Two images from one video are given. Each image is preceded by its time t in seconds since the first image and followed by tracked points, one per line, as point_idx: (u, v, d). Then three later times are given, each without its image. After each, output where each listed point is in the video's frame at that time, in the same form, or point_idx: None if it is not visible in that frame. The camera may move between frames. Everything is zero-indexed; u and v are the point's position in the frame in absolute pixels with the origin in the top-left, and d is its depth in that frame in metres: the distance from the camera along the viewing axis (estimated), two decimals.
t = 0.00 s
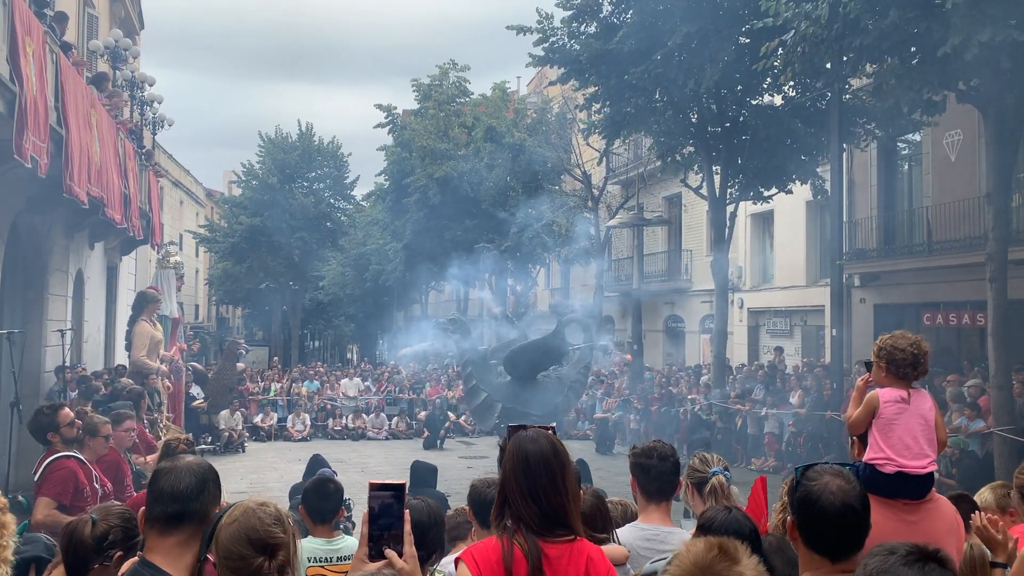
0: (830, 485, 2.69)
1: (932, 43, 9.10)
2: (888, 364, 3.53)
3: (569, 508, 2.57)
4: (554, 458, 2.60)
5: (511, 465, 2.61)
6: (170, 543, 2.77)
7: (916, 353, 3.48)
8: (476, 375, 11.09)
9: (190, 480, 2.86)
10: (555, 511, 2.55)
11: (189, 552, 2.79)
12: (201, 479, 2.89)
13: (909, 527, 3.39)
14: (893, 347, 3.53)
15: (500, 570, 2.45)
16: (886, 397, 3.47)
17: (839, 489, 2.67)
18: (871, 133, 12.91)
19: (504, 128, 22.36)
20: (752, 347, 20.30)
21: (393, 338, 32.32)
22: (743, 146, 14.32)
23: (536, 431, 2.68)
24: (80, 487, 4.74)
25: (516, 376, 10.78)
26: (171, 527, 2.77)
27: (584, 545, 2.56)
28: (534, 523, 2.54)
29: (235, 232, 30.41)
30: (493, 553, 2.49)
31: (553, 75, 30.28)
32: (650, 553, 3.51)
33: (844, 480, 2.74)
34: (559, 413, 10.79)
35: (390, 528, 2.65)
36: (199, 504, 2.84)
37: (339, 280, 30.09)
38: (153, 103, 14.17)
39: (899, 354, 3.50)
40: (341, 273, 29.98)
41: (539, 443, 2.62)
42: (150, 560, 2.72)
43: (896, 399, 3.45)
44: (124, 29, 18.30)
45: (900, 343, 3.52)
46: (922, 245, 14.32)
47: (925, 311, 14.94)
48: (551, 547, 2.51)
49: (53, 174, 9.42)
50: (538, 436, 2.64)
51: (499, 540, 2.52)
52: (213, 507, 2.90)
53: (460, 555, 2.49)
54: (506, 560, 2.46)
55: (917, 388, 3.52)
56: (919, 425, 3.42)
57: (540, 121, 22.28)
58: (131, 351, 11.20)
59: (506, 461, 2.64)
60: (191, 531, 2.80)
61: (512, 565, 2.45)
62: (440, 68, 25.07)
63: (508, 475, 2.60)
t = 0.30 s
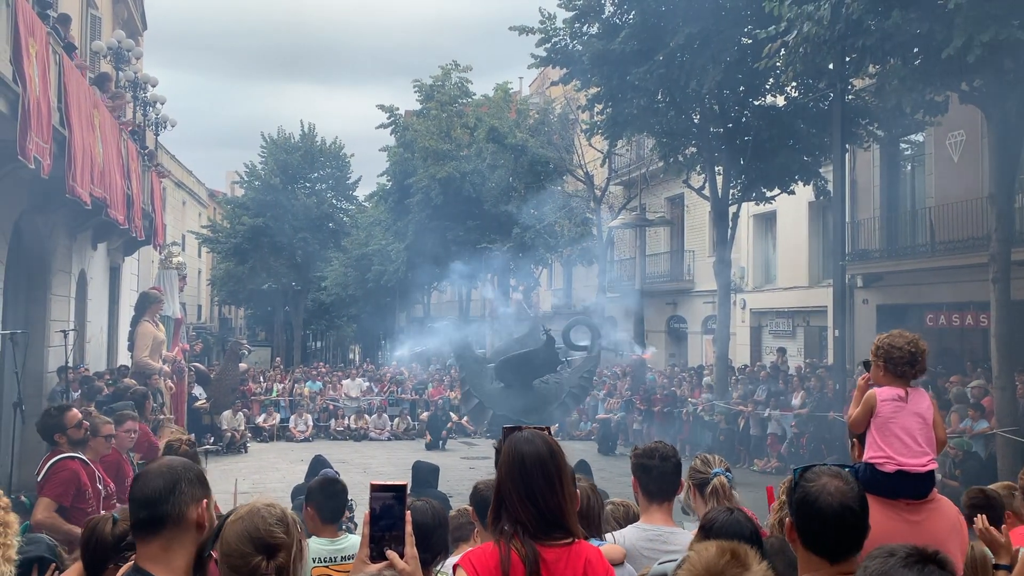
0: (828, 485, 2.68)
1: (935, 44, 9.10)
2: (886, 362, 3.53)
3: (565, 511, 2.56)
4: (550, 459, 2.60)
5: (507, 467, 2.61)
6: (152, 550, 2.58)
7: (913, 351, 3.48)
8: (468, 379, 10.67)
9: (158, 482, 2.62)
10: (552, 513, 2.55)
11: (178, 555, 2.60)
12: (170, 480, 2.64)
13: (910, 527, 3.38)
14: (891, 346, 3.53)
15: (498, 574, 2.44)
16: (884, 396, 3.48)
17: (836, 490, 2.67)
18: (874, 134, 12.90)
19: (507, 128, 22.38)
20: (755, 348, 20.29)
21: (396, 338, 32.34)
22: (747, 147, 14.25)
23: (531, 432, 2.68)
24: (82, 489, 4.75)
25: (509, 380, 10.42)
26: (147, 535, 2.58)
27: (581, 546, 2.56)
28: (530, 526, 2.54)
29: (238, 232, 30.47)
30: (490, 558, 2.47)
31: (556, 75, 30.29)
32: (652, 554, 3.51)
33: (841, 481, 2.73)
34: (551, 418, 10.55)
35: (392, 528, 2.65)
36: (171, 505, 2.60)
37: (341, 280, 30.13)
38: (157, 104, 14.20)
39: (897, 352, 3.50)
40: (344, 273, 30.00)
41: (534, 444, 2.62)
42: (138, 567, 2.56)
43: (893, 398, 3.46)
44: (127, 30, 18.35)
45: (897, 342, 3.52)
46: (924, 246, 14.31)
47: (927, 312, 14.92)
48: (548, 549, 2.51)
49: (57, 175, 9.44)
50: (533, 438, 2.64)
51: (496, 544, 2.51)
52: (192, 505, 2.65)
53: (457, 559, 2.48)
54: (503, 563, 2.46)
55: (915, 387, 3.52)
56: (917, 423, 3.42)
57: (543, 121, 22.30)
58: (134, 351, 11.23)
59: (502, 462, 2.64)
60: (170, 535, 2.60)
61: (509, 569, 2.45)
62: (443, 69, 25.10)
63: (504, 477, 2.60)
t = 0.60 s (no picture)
0: (828, 485, 2.68)
1: (936, 43, 9.10)
2: (883, 360, 3.53)
3: (564, 511, 2.56)
4: (549, 460, 2.60)
5: (506, 468, 2.60)
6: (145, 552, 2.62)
7: (910, 349, 3.47)
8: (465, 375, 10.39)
9: (146, 488, 2.64)
10: (551, 513, 2.55)
11: (171, 558, 2.63)
12: (158, 485, 2.65)
13: (909, 525, 3.38)
14: (887, 344, 3.53)
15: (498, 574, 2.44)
16: (880, 393, 3.48)
17: (837, 490, 2.66)
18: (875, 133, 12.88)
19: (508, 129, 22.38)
20: (756, 348, 20.28)
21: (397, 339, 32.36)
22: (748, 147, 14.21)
23: (531, 433, 2.68)
24: (82, 490, 4.75)
25: (507, 376, 10.16)
26: (139, 539, 2.62)
27: (580, 545, 2.56)
28: (529, 526, 2.54)
29: (240, 233, 30.48)
30: (489, 558, 2.47)
31: (556, 76, 30.29)
32: (651, 553, 3.51)
33: (842, 480, 2.73)
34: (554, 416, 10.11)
35: (392, 529, 2.65)
36: (158, 512, 2.62)
37: (342, 281, 30.12)
38: (158, 105, 14.21)
39: (893, 350, 3.49)
40: (345, 274, 30.01)
41: (534, 445, 2.62)
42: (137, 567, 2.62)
43: (890, 395, 3.46)
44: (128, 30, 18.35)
45: (894, 339, 3.51)
46: (926, 246, 14.30)
47: (929, 311, 14.90)
48: (548, 549, 2.51)
49: (58, 176, 9.45)
50: (532, 438, 2.64)
51: (495, 544, 2.51)
52: (180, 510, 2.65)
53: (456, 559, 2.48)
54: (502, 563, 2.45)
55: (913, 384, 3.51)
56: (914, 421, 3.41)
57: (544, 121, 22.31)
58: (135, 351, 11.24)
59: (501, 463, 2.63)
60: (161, 540, 2.62)
61: (509, 568, 2.45)
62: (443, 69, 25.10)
63: (503, 478, 2.60)
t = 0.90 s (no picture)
0: (831, 484, 2.68)
1: (936, 42, 9.09)
2: (882, 360, 3.53)
3: (569, 512, 2.56)
4: (555, 461, 2.60)
5: (512, 468, 2.60)
6: (151, 554, 2.62)
7: (909, 348, 3.47)
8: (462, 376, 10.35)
9: (154, 490, 2.63)
10: (556, 514, 2.55)
11: (177, 560, 2.63)
12: (166, 487, 2.65)
13: (909, 525, 3.39)
14: (887, 344, 3.52)
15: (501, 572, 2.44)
16: (879, 393, 3.50)
17: (840, 489, 2.67)
18: (875, 133, 12.87)
19: (508, 129, 22.38)
20: (757, 347, 20.29)
21: (398, 339, 32.39)
22: (748, 146, 14.17)
23: (537, 433, 2.67)
24: (82, 490, 4.75)
25: (505, 376, 10.16)
26: (145, 541, 2.61)
27: (585, 545, 2.56)
28: (534, 527, 2.54)
29: (240, 233, 30.47)
30: (493, 557, 2.48)
31: (557, 75, 30.27)
32: (651, 553, 3.51)
33: (845, 479, 2.73)
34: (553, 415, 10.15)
35: (392, 529, 2.65)
36: (168, 514, 2.61)
37: (343, 282, 30.12)
38: (158, 105, 14.19)
39: (893, 349, 3.50)
40: (346, 274, 29.98)
41: (540, 446, 2.62)
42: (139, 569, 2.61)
43: (888, 395, 3.48)
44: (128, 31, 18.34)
45: (893, 339, 3.51)
46: (926, 245, 14.29)
47: (930, 311, 14.91)
48: (551, 549, 2.52)
49: (59, 177, 9.45)
50: (538, 439, 2.64)
51: (499, 543, 2.51)
52: (189, 512, 2.66)
53: (460, 559, 2.48)
54: (506, 562, 2.45)
55: (914, 383, 3.51)
56: (913, 420, 3.41)
57: (545, 121, 22.33)
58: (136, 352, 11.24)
59: (507, 463, 2.63)
60: (168, 542, 2.62)
61: (512, 567, 2.45)
62: (444, 69, 25.11)
63: (508, 478, 2.60)
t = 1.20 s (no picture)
0: (835, 482, 2.68)
1: (937, 41, 9.07)
2: (890, 362, 3.53)
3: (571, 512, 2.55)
4: (558, 461, 2.59)
5: (515, 467, 2.60)
6: (154, 555, 2.60)
7: (917, 350, 3.48)
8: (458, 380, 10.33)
9: (157, 489, 2.62)
10: (559, 514, 2.54)
11: (180, 560, 2.62)
12: (169, 486, 2.64)
13: (914, 525, 3.38)
14: (895, 346, 3.53)
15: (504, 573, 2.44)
16: (886, 394, 3.49)
17: (843, 488, 2.66)
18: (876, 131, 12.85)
19: (509, 128, 22.40)
20: (757, 346, 20.29)
21: (398, 339, 32.38)
22: (749, 145, 14.13)
23: (539, 433, 2.67)
24: (83, 491, 4.75)
25: (500, 382, 10.13)
26: (148, 541, 2.60)
27: (589, 547, 2.56)
28: (536, 527, 2.53)
29: (241, 234, 30.45)
30: (496, 559, 2.48)
31: (556, 75, 30.26)
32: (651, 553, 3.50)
33: (848, 478, 2.73)
34: (551, 418, 10.15)
35: (393, 529, 2.64)
36: (172, 513, 2.61)
37: (344, 281, 30.12)
38: (158, 105, 14.19)
39: (901, 352, 3.50)
40: (346, 274, 29.96)
41: (543, 446, 2.61)
42: (139, 569, 2.59)
43: (896, 397, 3.48)
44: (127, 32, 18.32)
45: (901, 341, 3.52)
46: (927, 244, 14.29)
47: (930, 309, 14.92)
48: (554, 550, 2.51)
49: (59, 177, 9.45)
50: (541, 439, 2.62)
51: (503, 545, 2.51)
52: (193, 509, 2.66)
53: (463, 560, 2.48)
54: (510, 564, 2.45)
55: (919, 385, 3.52)
56: (920, 422, 3.42)
57: (545, 121, 22.34)
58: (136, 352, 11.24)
59: (508, 463, 2.63)
60: (172, 541, 2.61)
61: (515, 568, 2.45)
62: (444, 69, 25.13)
63: (511, 477, 2.59)
